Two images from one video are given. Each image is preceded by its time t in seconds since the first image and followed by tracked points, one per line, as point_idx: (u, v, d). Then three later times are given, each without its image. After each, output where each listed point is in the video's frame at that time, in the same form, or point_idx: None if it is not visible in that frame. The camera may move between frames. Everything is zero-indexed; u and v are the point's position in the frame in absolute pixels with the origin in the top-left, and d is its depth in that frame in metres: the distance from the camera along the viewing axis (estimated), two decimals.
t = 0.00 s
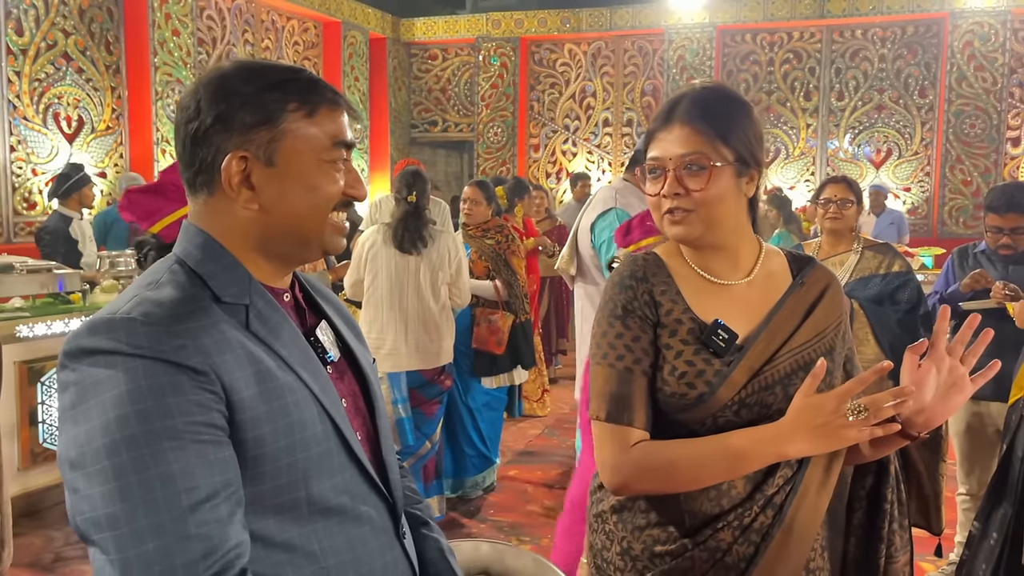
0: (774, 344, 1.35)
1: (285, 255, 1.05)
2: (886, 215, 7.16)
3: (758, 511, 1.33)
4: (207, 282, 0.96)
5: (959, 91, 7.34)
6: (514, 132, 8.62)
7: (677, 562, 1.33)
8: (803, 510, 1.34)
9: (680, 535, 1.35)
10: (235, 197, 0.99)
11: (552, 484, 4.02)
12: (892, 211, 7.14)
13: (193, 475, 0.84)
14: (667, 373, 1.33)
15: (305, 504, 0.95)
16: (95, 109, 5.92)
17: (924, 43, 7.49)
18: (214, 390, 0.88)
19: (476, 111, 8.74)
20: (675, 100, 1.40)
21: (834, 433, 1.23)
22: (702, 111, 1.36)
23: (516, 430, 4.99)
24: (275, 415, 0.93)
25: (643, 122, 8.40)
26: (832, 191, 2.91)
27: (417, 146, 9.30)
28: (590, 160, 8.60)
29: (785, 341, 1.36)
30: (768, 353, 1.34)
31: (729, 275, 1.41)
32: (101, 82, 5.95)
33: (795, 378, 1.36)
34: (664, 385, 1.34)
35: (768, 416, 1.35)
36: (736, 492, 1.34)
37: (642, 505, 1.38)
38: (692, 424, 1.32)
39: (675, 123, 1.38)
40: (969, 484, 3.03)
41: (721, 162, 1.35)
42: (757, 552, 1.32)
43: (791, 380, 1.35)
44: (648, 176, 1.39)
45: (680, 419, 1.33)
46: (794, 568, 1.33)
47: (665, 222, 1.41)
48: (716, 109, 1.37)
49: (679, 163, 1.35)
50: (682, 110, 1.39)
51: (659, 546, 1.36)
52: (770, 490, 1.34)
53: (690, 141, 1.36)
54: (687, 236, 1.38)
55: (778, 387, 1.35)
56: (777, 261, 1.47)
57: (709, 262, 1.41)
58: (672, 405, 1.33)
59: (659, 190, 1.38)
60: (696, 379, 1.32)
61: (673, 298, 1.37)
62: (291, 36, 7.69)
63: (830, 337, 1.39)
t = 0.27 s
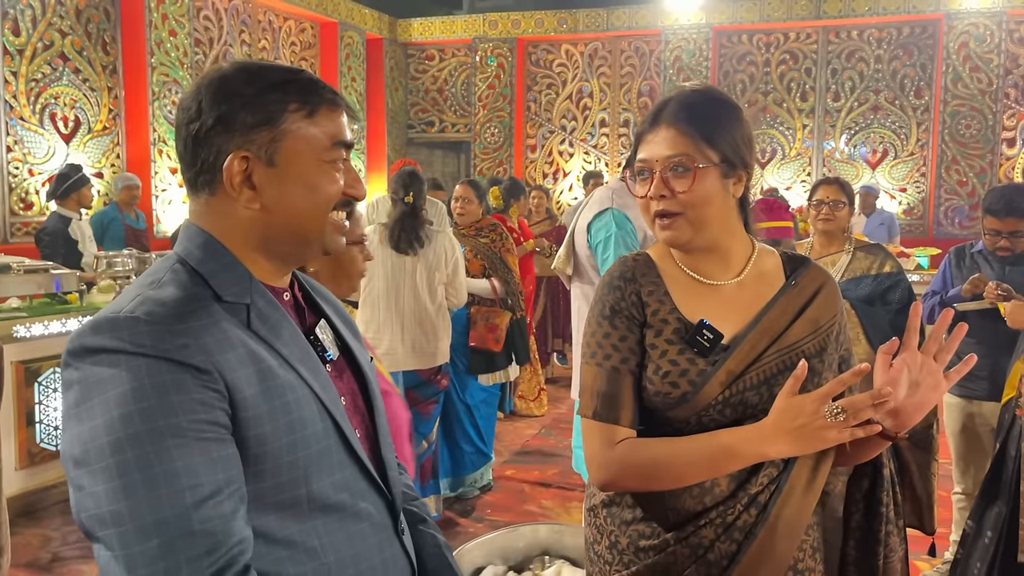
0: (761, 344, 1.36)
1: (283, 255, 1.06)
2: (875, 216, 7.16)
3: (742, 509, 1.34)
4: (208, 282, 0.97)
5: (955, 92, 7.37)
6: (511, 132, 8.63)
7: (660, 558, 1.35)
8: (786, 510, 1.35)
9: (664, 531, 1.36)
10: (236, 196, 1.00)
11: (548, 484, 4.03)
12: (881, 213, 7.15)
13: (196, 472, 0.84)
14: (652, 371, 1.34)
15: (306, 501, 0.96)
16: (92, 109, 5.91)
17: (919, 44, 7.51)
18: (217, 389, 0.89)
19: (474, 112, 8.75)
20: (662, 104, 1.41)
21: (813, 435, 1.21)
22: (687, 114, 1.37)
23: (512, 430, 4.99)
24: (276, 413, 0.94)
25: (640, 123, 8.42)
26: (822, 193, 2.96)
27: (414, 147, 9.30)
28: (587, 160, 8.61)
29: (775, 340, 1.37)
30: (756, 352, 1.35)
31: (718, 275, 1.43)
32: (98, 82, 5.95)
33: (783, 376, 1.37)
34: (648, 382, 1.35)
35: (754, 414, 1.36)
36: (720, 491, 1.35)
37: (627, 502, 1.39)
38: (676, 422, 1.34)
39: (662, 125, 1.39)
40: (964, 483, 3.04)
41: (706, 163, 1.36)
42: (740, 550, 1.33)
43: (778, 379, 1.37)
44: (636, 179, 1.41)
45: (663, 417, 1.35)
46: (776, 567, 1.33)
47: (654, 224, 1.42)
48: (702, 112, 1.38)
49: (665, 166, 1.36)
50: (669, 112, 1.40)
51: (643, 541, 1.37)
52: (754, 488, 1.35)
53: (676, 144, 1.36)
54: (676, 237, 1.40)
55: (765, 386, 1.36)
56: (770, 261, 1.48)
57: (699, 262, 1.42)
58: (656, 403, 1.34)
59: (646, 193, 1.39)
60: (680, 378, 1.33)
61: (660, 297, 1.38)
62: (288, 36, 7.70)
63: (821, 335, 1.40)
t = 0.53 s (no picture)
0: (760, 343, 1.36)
1: (286, 253, 1.06)
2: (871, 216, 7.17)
3: (738, 508, 1.35)
4: (213, 279, 0.97)
5: (952, 92, 7.39)
6: (509, 132, 8.64)
7: (657, 557, 1.36)
8: (783, 509, 1.35)
9: (661, 530, 1.37)
10: (241, 195, 1.00)
11: (546, 484, 4.02)
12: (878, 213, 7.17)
13: (203, 467, 0.85)
14: (650, 372, 1.35)
15: (309, 497, 0.96)
16: (90, 109, 5.91)
17: (916, 44, 7.53)
18: (223, 385, 0.89)
19: (472, 112, 8.76)
20: (663, 103, 1.42)
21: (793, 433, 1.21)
22: (690, 112, 1.38)
23: (511, 430, 4.99)
24: (280, 409, 0.94)
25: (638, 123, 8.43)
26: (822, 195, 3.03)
27: (412, 147, 9.32)
28: (585, 160, 8.62)
29: (773, 340, 1.37)
30: (754, 351, 1.36)
31: (717, 275, 1.43)
32: (96, 82, 5.95)
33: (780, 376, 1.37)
34: (646, 384, 1.36)
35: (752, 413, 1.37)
36: (717, 489, 1.35)
37: (624, 500, 1.40)
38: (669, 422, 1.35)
39: (665, 124, 1.40)
40: (961, 483, 3.04)
41: (710, 161, 1.36)
42: (736, 549, 1.33)
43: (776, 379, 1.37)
44: (638, 177, 1.41)
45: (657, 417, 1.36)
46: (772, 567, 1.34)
47: (656, 221, 1.42)
48: (704, 110, 1.38)
49: (670, 163, 1.37)
50: (671, 110, 1.40)
51: (640, 539, 1.38)
52: (751, 487, 1.35)
53: (679, 142, 1.37)
54: (677, 235, 1.40)
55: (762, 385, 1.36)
56: (768, 260, 1.49)
57: (700, 260, 1.43)
58: (652, 402, 1.35)
59: (648, 191, 1.39)
60: (677, 378, 1.34)
61: (658, 298, 1.39)
62: (286, 37, 7.69)
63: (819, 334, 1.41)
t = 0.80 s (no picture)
0: (762, 345, 1.36)
1: (289, 252, 1.06)
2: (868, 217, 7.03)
3: (747, 511, 1.34)
4: (216, 278, 0.98)
5: (950, 92, 7.39)
6: (508, 133, 8.64)
7: (664, 559, 1.36)
8: (790, 512, 1.35)
9: (668, 532, 1.37)
10: (243, 194, 1.01)
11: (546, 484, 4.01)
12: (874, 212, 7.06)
13: (204, 466, 0.85)
14: (651, 376, 1.37)
15: (310, 495, 0.97)
16: (88, 110, 5.92)
17: (915, 45, 7.54)
18: (224, 383, 0.90)
19: (470, 113, 8.76)
20: (673, 98, 1.43)
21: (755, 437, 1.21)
22: (701, 107, 1.39)
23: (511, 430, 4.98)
24: (281, 408, 0.95)
25: (636, 124, 8.43)
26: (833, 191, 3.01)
27: (411, 148, 9.31)
28: (584, 161, 8.62)
29: (776, 341, 1.37)
30: (757, 353, 1.35)
31: (720, 274, 1.43)
32: (95, 83, 5.95)
33: (783, 378, 1.37)
34: (649, 387, 1.38)
35: (756, 415, 1.37)
36: (725, 492, 1.35)
37: (631, 501, 1.40)
38: (677, 424, 1.37)
39: (676, 118, 1.40)
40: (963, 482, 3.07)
41: (723, 156, 1.38)
42: (744, 551, 1.33)
43: (779, 380, 1.37)
44: (647, 171, 1.41)
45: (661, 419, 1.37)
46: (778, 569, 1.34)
47: (663, 217, 1.42)
48: (715, 105, 1.40)
49: (682, 156, 1.37)
50: (681, 105, 1.42)
51: (647, 541, 1.38)
52: (758, 489, 1.35)
53: (691, 136, 1.38)
54: (683, 231, 1.41)
55: (765, 387, 1.36)
56: (771, 259, 1.48)
57: (703, 259, 1.43)
58: (654, 405, 1.37)
59: (658, 184, 1.39)
60: (678, 380, 1.35)
61: (657, 302, 1.40)
62: (285, 37, 7.70)
63: (823, 334, 1.40)
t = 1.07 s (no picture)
0: (762, 346, 1.35)
1: (289, 253, 1.07)
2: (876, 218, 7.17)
3: (743, 514, 1.34)
4: (215, 278, 0.98)
5: (949, 92, 7.39)
6: (508, 133, 8.65)
7: (658, 561, 1.36)
8: (788, 515, 1.33)
9: (665, 534, 1.37)
10: (242, 195, 1.01)
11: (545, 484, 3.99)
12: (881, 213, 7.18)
13: (199, 465, 0.85)
14: (647, 379, 1.38)
15: (308, 495, 0.97)
16: (88, 111, 5.92)
17: (914, 45, 7.54)
18: (221, 382, 0.90)
19: (470, 113, 8.76)
20: (682, 95, 1.43)
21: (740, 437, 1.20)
22: (709, 107, 1.40)
23: (511, 430, 4.97)
24: (279, 408, 0.95)
25: (636, 124, 8.43)
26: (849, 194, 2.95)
27: (410, 149, 9.32)
28: (583, 161, 8.63)
29: (774, 343, 1.36)
30: (755, 354, 1.35)
31: (719, 277, 1.43)
32: (94, 84, 5.96)
33: (781, 381, 1.35)
34: (645, 390, 1.39)
35: (754, 418, 1.36)
36: (722, 495, 1.35)
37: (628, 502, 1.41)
38: (673, 427, 1.37)
39: (684, 117, 1.41)
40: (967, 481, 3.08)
41: (729, 157, 1.38)
42: (739, 555, 1.33)
43: (778, 383, 1.36)
44: (652, 169, 1.41)
45: (658, 421, 1.38)
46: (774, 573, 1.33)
47: (666, 216, 1.42)
48: (722, 106, 1.40)
49: (687, 156, 1.38)
50: (689, 105, 1.42)
51: (643, 541, 1.39)
52: (754, 494, 1.34)
53: (697, 135, 1.38)
54: (684, 232, 1.41)
55: (763, 390, 1.35)
56: (774, 261, 1.47)
57: (703, 260, 1.43)
58: (650, 408, 1.38)
59: (664, 182, 1.39)
60: (673, 383, 1.36)
61: (653, 305, 1.41)
62: (284, 38, 7.70)
63: (826, 337, 1.39)
